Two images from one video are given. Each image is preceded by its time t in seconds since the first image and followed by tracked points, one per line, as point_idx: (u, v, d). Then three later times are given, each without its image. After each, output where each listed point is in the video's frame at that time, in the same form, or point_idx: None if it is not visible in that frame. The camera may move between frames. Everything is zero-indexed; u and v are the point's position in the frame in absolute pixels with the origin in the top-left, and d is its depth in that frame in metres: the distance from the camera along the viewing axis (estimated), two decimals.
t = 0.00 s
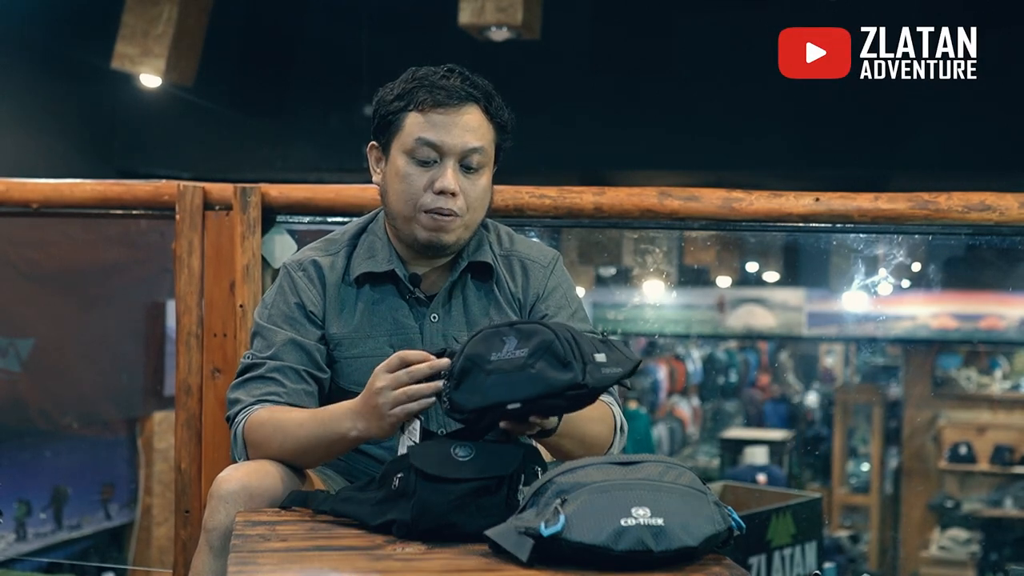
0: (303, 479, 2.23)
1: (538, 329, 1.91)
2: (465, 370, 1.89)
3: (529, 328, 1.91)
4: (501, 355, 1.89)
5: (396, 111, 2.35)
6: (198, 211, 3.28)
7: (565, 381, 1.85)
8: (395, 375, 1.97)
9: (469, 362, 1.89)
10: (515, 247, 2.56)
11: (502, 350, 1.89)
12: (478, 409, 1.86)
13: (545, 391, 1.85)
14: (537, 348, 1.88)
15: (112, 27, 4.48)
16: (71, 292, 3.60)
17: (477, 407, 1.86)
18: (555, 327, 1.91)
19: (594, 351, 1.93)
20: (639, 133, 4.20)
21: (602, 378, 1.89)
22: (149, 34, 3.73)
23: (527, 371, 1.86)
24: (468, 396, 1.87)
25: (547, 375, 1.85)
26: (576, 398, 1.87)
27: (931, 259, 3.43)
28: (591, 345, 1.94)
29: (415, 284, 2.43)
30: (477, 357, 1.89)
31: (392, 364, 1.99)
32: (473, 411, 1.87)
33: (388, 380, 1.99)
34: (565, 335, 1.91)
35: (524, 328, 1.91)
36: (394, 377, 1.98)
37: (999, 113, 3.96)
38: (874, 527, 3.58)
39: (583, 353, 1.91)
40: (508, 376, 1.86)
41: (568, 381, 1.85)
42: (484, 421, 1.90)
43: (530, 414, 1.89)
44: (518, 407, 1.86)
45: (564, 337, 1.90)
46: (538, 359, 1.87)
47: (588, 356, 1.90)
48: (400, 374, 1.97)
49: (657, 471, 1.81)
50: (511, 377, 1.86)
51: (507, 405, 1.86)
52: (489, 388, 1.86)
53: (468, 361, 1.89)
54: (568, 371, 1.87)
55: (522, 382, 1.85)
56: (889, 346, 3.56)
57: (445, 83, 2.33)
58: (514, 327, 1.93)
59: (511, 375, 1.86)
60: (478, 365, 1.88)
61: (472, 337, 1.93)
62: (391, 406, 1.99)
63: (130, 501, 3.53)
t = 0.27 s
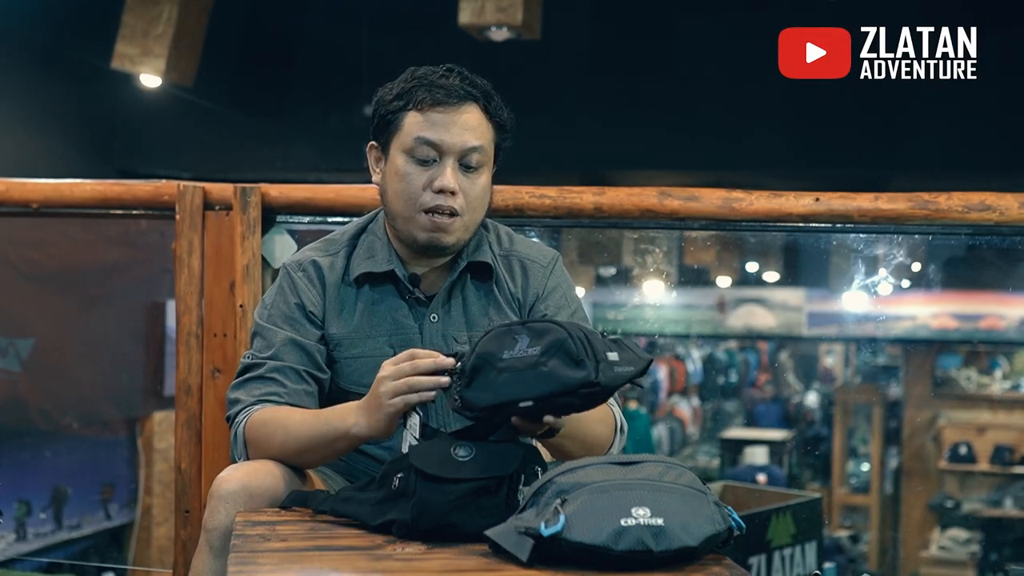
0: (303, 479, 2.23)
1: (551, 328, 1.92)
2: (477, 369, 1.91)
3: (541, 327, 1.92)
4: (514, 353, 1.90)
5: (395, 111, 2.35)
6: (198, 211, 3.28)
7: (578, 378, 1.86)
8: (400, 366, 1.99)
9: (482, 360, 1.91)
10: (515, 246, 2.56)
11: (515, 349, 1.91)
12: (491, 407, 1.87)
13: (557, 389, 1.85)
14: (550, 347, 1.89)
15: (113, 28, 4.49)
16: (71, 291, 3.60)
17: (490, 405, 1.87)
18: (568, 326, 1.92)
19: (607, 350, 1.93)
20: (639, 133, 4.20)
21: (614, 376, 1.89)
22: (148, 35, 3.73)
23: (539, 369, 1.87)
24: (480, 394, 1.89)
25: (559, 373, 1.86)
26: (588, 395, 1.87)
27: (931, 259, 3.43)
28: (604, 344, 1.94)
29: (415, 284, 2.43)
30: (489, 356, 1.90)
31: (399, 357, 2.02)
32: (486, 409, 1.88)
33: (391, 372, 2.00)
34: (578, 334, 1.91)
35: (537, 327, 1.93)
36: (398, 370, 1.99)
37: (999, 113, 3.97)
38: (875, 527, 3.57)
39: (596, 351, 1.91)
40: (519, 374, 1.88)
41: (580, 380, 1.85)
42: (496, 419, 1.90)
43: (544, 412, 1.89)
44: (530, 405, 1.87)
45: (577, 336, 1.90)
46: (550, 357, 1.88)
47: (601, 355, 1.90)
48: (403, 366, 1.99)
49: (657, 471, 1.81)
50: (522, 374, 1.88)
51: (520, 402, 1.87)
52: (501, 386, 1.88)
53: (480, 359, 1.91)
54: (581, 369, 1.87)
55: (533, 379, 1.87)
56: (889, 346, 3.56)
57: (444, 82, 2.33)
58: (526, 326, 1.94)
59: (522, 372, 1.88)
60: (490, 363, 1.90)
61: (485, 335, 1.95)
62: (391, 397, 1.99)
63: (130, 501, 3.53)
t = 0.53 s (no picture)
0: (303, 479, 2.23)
1: (565, 346, 1.93)
2: (490, 354, 1.94)
3: (561, 341, 1.94)
4: (526, 352, 1.92)
5: (395, 112, 2.35)
6: (198, 211, 3.28)
7: (560, 400, 1.86)
8: (416, 364, 2.01)
9: (497, 348, 1.94)
10: (514, 247, 2.55)
11: (529, 350, 1.93)
12: (484, 391, 1.89)
13: (539, 403, 1.86)
14: (556, 362, 1.90)
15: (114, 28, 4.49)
16: (71, 291, 3.60)
17: (484, 389, 1.89)
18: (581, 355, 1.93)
19: (604, 389, 1.91)
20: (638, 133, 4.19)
21: (597, 415, 1.87)
22: (149, 34, 3.73)
23: (537, 376, 1.89)
24: (481, 378, 1.91)
25: (547, 389, 1.87)
26: (562, 423, 1.87)
27: (931, 259, 3.44)
28: (607, 382, 1.93)
29: (414, 284, 2.43)
30: (505, 346, 1.93)
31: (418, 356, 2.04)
32: (478, 391, 1.91)
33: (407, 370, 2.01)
34: (584, 365, 1.91)
35: (557, 340, 1.95)
36: (415, 366, 2.00)
37: (999, 113, 3.97)
38: (874, 527, 3.57)
39: (591, 387, 1.90)
40: (520, 373, 1.89)
41: (560, 403, 1.86)
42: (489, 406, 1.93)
43: (523, 420, 1.90)
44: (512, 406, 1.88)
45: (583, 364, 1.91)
46: (550, 372, 1.89)
47: (593, 391, 1.89)
48: (421, 364, 2.00)
49: (657, 471, 1.81)
50: (521, 373, 1.89)
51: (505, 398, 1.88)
52: (501, 375, 1.90)
53: (496, 347, 1.94)
54: (568, 395, 1.87)
55: (527, 383, 1.88)
56: (889, 346, 3.56)
57: (444, 82, 2.33)
58: (550, 335, 1.96)
59: (524, 372, 1.89)
60: (502, 352, 1.93)
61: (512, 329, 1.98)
62: (403, 392, 2.00)
63: (130, 502, 3.53)
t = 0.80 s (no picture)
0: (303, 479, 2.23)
1: (569, 344, 1.94)
2: (493, 351, 1.94)
3: (565, 340, 1.95)
4: (529, 350, 1.92)
5: (395, 113, 2.34)
6: (198, 211, 3.28)
7: (562, 401, 1.86)
8: (413, 367, 2.00)
9: (501, 345, 1.94)
10: (514, 246, 2.55)
11: (533, 348, 1.93)
12: (486, 388, 1.89)
13: (542, 401, 1.86)
14: (559, 361, 1.90)
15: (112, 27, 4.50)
16: (71, 291, 3.60)
17: (486, 386, 1.89)
18: (585, 353, 1.93)
19: (607, 389, 1.92)
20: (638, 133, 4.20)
21: (600, 416, 1.88)
22: (149, 34, 3.73)
23: (540, 375, 1.89)
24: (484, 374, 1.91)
25: (551, 387, 1.87)
26: (566, 421, 1.87)
27: (931, 259, 3.43)
28: (609, 382, 1.93)
29: (414, 284, 2.43)
30: (509, 343, 1.93)
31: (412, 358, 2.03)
32: (480, 388, 1.91)
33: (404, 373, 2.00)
34: (588, 364, 1.92)
35: (561, 339, 1.95)
36: (411, 370, 1.99)
37: (999, 113, 3.97)
38: (874, 527, 3.57)
39: (595, 387, 1.90)
40: (523, 371, 1.89)
41: (563, 401, 1.86)
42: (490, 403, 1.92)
43: (526, 417, 1.90)
44: (515, 404, 1.88)
45: (586, 363, 1.91)
46: (554, 371, 1.90)
47: (596, 391, 1.90)
48: (418, 367, 1.99)
49: (657, 471, 1.81)
50: (525, 371, 1.89)
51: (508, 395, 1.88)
52: (503, 373, 1.90)
53: (500, 344, 1.94)
54: (571, 394, 1.87)
55: (531, 381, 1.88)
56: (889, 346, 3.56)
57: (444, 83, 2.32)
58: (554, 334, 1.96)
59: (527, 370, 1.89)
60: (505, 350, 1.93)
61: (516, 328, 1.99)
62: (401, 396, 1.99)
63: (130, 502, 3.53)
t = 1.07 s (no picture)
0: (303, 479, 2.23)
1: (567, 342, 1.94)
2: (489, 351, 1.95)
3: (562, 338, 1.94)
4: (526, 349, 1.92)
5: (397, 113, 2.34)
6: (198, 211, 3.28)
7: (561, 399, 1.86)
8: (411, 370, 1.99)
9: (497, 345, 1.95)
10: (515, 247, 2.55)
11: (529, 347, 1.93)
12: (483, 387, 1.89)
13: (540, 399, 1.87)
14: (556, 359, 1.90)
15: (113, 28, 4.50)
16: (70, 291, 3.60)
17: (482, 385, 1.90)
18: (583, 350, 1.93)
19: (606, 387, 1.92)
20: (638, 133, 4.21)
21: (598, 413, 1.88)
22: (149, 35, 3.73)
23: (537, 373, 1.89)
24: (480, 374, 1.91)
25: (548, 386, 1.87)
26: (564, 420, 1.87)
27: (931, 259, 3.43)
28: (607, 380, 1.93)
29: (414, 285, 2.43)
30: (505, 343, 1.94)
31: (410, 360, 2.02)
32: (478, 388, 1.91)
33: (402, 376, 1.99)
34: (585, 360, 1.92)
35: (559, 337, 1.95)
36: (409, 371, 1.99)
37: (999, 113, 3.97)
38: (874, 527, 3.56)
39: (593, 384, 1.90)
40: (520, 370, 1.90)
41: (561, 400, 1.86)
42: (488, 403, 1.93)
43: (524, 416, 1.90)
44: (513, 403, 1.88)
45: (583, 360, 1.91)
46: (551, 369, 1.90)
47: (594, 388, 1.90)
48: (416, 369, 1.99)
49: (657, 471, 1.81)
50: (522, 370, 1.90)
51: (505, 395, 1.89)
52: (499, 372, 1.90)
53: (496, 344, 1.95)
54: (569, 392, 1.87)
55: (528, 380, 1.88)
56: (889, 346, 3.56)
57: (446, 83, 2.32)
58: (551, 332, 1.96)
59: (524, 369, 1.90)
60: (502, 349, 1.94)
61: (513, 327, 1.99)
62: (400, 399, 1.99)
63: (130, 501, 3.53)
